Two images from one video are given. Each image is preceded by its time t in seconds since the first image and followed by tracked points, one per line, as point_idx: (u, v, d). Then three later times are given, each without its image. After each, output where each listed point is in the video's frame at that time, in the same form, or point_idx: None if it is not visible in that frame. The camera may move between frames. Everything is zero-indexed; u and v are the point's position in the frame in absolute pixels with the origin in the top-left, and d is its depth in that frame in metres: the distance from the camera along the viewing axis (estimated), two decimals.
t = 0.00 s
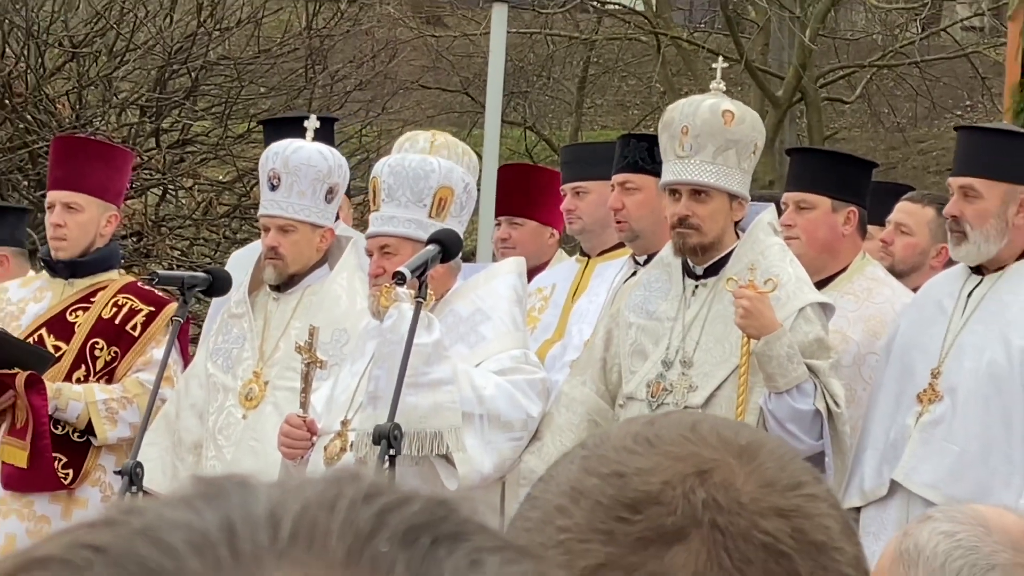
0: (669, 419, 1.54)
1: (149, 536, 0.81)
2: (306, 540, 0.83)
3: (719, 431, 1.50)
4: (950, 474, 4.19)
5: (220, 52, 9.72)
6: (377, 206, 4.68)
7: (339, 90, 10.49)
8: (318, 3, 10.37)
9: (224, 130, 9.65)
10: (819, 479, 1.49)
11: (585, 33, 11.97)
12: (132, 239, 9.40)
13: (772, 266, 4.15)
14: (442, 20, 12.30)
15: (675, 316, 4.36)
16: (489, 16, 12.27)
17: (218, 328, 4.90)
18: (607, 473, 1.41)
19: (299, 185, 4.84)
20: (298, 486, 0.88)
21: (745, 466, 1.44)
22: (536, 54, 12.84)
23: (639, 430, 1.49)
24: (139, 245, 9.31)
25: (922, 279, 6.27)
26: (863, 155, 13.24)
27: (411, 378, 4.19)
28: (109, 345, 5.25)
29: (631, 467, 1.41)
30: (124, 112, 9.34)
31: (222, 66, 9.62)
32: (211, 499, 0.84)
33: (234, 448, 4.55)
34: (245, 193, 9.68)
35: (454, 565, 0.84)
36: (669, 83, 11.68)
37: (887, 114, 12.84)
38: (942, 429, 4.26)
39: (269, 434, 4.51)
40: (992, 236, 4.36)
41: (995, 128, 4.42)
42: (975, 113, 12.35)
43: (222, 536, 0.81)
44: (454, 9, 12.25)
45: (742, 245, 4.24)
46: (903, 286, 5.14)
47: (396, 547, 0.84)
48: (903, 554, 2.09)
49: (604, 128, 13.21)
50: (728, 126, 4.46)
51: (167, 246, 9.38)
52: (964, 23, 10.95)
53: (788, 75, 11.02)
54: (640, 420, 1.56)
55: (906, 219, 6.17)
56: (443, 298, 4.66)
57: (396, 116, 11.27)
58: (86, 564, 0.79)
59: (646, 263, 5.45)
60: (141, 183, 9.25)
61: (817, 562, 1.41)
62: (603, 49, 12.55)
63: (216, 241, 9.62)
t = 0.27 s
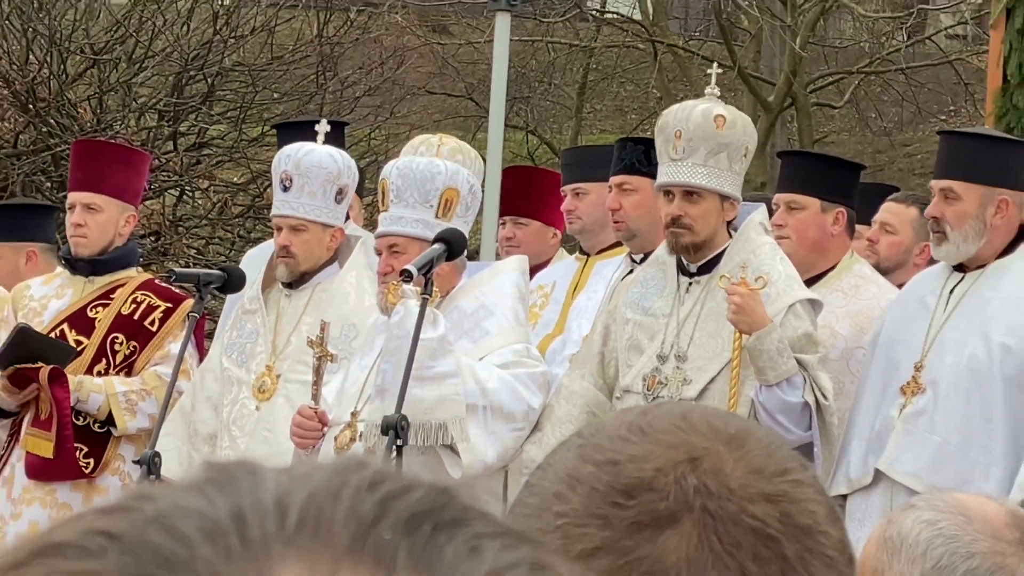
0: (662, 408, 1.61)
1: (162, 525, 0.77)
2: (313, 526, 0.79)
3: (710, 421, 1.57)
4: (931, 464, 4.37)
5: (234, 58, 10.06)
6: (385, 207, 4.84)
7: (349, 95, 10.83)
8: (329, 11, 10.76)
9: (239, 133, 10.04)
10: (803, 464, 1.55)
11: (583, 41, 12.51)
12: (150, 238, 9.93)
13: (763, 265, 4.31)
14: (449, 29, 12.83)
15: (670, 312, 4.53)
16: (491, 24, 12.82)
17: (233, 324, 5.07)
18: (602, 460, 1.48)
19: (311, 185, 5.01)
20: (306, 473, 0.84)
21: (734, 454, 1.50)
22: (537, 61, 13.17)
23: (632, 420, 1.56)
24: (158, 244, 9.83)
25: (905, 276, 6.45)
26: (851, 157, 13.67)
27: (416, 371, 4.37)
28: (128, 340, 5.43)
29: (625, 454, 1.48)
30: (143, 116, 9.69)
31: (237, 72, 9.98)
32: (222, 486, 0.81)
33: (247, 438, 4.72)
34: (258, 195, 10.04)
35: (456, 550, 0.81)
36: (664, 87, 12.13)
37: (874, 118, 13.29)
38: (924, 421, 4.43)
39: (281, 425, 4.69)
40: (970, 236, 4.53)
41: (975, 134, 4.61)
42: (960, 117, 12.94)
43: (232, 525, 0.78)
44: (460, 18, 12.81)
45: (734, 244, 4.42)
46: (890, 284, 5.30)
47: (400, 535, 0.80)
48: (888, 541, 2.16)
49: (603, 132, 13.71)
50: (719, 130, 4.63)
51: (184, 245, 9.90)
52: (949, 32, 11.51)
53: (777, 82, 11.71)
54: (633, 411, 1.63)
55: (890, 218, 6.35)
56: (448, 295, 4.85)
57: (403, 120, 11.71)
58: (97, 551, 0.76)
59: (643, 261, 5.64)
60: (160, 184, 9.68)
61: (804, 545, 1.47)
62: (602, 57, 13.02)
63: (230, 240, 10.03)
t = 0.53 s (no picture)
0: (654, 399, 1.64)
1: (163, 517, 0.74)
2: (312, 521, 0.76)
3: (699, 410, 1.60)
4: (913, 452, 4.56)
5: (250, 66, 11.05)
6: (395, 207, 5.04)
7: (359, 101, 11.98)
8: (340, 21, 11.78)
9: (254, 137, 11.06)
10: (787, 451, 1.59)
11: (584, 50, 13.78)
12: (170, 237, 10.77)
13: (753, 262, 4.52)
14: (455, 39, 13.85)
15: (664, 309, 4.74)
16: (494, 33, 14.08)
17: (248, 318, 5.29)
18: (597, 447, 1.52)
19: (321, 187, 5.20)
20: (307, 463, 0.81)
21: (722, 442, 1.53)
22: (538, 68, 14.55)
23: (625, 409, 1.60)
24: (176, 243, 10.67)
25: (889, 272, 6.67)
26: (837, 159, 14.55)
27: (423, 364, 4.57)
28: (149, 334, 5.65)
29: (618, 442, 1.51)
30: (162, 120, 10.74)
31: (251, 79, 10.98)
32: (224, 476, 0.78)
33: (262, 427, 4.92)
34: (272, 195, 11.04)
35: (451, 543, 0.78)
36: (660, 94, 13.69)
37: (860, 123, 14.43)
38: (906, 411, 4.62)
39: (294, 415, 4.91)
40: (937, 236, 4.77)
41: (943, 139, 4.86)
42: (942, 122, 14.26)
43: (233, 518, 0.75)
44: (464, 28, 13.90)
45: (725, 243, 4.63)
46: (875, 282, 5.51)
47: (396, 528, 0.77)
48: (864, 527, 2.45)
49: (601, 135, 14.95)
50: (710, 133, 4.82)
51: (201, 244, 10.79)
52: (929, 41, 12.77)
53: (770, 88, 12.92)
54: (626, 401, 1.66)
55: (875, 216, 6.53)
56: (454, 291, 5.05)
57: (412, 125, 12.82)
58: (102, 544, 0.73)
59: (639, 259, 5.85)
60: (178, 185, 10.70)
61: (790, 528, 1.49)
62: (600, 65, 14.40)
63: (247, 238, 10.96)
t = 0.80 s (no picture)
0: (645, 388, 1.65)
1: (179, 506, 0.76)
2: (319, 509, 0.78)
3: (688, 398, 1.62)
4: (884, 442, 4.79)
5: (266, 73, 12.04)
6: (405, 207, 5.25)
7: (369, 107, 12.86)
8: (352, 29, 12.62)
9: (269, 140, 12.05)
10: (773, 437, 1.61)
11: (584, 57, 14.37)
12: (189, 235, 11.84)
13: (745, 260, 4.73)
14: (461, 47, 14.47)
15: (661, 303, 4.95)
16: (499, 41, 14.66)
17: (263, 313, 5.50)
18: (592, 434, 1.53)
19: (333, 188, 5.38)
20: (314, 453, 0.83)
21: (711, 427, 1.55)
22: (541, 75, 14.90)
23: (618, 399, 1.61)
24: (195, 241, 11.72)
25: (875, 270, 6.85)
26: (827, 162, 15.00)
27: (431, 357, 4.84)
28: (170, 329, 5.85)
29: (613, 429, 1.52)
30: (181, 124, 11.72)
31: (267, 85, 11.98)
32: (234, 466, 0.80)
33: (276, 417, 5.13)
34: (286, 197, 11.98)
35: (453, 532, 0.80)
36: (658, 100, 14.09)
37: (848, 127, 14.83)
38: (879, 403, 4.85)
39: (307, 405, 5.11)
40: (905, 237, 5.01)
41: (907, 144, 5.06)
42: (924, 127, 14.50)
43: (245, 507, 0.77)
44: (471, 36, 14.69)
45: (720, 241, 4.83)
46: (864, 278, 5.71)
47: (400, 517, 0.79)
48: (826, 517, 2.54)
49: (601, 140, 15.21)
50: (705, 135, 5.02)
51: (219, 242, 11.81)
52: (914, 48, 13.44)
53: (761, 94, 13.58)
54: (616, 393, 1.68)
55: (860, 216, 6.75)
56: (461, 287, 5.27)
57: (419, 129, 13.62)
58: (119, 531, 0.74)
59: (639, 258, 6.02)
60: (197, 185, 11.67)
61: (776, 511, 1.50)
62: (601, 71, 14.76)
63: (262, 238, 11.90)
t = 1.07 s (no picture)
0: (645, 383, 1.73)
1: (188, 499, 0.76)
2: (325, 501, 0.78)
3: (684, 391, 1.69)
4: (859, 438, 5.01)
5: (278, 77, 12.58)
6: (412, 207, 5.42)
7: (377, 110, 13.37)
8: (360, 36, 13.22)
9: (281, 142, 12.58)
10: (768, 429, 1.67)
11: (586, 62, 14.69)
12: (203, 235, 12.37)
13: (742, 258, 4.89)
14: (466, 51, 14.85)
15: (660, 299, 5.11)
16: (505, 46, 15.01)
17: (275, 309, 5.66)
18: (591, 428, 1.60)
19: (342, 189, 5.54)
20: (321, 447, 0.83)
21: (708, 421, 1.61)
22: (545, 79, 15.24)
23: (618, 393, 1.69)
24: (209, 241, 12.26)
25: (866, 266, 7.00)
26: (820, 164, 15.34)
27: (438, 352, 4.93)
28: (185, 325, 6.02)
29: (611, 423, 1.60)
30: (196, 127, 12.18)
31: (279, 89, 12.52)
32: (243, 460, 0.81)
33: (288, 410, 5.29)
34: (298, 197, 12.59)
35: (455, 525, 0.80)
36: (657, 104, 14.41)
37: (841, 129, 15.16)
38: (853, 401, 5.08)
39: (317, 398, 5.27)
40: (879, 238, 5.26)
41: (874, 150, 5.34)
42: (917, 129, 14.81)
43: (253, 500, 0.77)
44: (476, 42, 14.86)
45: (718, 240, 5.00)
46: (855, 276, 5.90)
47: (403, 511, 0.79)
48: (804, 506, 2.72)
49: (602, 142, 15.53)
50: (703, 137, 5.18)
51: (232, 241, 12.38)
52: (904, 53, 13.77)
53: (757, 97, 13.76)
54: (616, 387, 1.75)
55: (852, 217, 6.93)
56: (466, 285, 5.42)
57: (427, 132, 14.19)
58: (131, 524, 0.74)
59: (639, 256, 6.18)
60: (212, 186, 12.22)
61: (771, 501, 1.55)
62: (601, 75, 15.09)
63: (274, 237, 12.50)
